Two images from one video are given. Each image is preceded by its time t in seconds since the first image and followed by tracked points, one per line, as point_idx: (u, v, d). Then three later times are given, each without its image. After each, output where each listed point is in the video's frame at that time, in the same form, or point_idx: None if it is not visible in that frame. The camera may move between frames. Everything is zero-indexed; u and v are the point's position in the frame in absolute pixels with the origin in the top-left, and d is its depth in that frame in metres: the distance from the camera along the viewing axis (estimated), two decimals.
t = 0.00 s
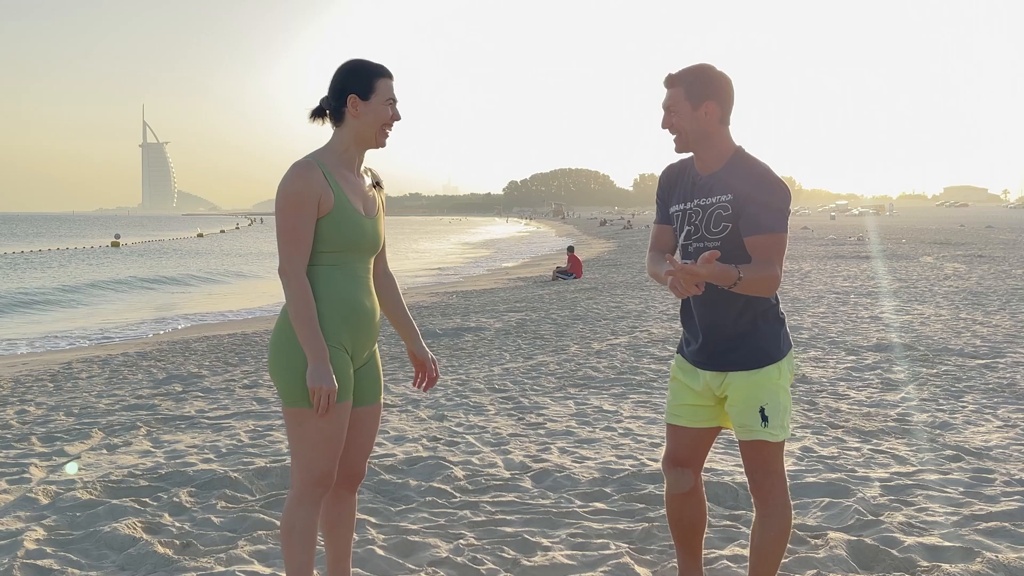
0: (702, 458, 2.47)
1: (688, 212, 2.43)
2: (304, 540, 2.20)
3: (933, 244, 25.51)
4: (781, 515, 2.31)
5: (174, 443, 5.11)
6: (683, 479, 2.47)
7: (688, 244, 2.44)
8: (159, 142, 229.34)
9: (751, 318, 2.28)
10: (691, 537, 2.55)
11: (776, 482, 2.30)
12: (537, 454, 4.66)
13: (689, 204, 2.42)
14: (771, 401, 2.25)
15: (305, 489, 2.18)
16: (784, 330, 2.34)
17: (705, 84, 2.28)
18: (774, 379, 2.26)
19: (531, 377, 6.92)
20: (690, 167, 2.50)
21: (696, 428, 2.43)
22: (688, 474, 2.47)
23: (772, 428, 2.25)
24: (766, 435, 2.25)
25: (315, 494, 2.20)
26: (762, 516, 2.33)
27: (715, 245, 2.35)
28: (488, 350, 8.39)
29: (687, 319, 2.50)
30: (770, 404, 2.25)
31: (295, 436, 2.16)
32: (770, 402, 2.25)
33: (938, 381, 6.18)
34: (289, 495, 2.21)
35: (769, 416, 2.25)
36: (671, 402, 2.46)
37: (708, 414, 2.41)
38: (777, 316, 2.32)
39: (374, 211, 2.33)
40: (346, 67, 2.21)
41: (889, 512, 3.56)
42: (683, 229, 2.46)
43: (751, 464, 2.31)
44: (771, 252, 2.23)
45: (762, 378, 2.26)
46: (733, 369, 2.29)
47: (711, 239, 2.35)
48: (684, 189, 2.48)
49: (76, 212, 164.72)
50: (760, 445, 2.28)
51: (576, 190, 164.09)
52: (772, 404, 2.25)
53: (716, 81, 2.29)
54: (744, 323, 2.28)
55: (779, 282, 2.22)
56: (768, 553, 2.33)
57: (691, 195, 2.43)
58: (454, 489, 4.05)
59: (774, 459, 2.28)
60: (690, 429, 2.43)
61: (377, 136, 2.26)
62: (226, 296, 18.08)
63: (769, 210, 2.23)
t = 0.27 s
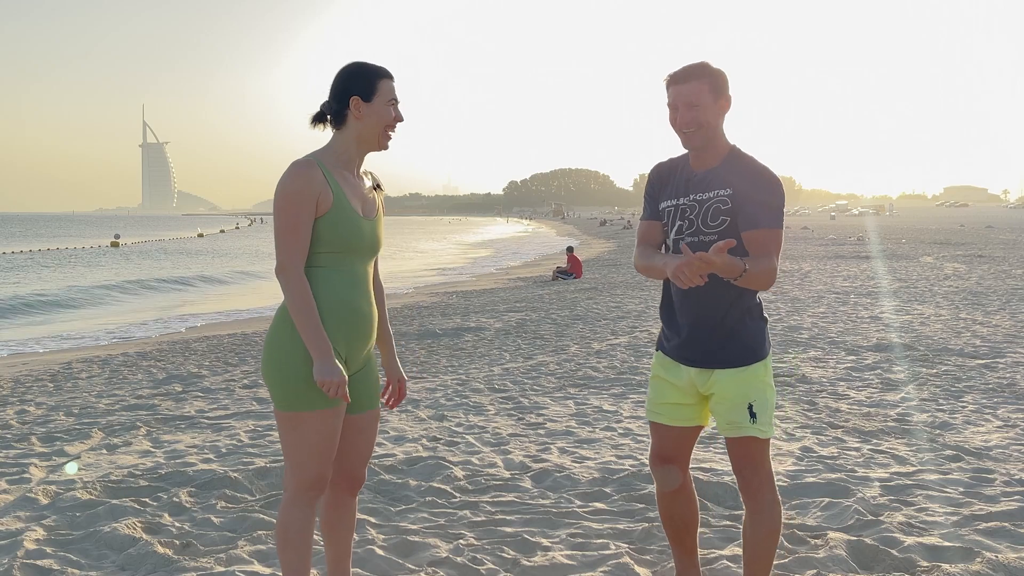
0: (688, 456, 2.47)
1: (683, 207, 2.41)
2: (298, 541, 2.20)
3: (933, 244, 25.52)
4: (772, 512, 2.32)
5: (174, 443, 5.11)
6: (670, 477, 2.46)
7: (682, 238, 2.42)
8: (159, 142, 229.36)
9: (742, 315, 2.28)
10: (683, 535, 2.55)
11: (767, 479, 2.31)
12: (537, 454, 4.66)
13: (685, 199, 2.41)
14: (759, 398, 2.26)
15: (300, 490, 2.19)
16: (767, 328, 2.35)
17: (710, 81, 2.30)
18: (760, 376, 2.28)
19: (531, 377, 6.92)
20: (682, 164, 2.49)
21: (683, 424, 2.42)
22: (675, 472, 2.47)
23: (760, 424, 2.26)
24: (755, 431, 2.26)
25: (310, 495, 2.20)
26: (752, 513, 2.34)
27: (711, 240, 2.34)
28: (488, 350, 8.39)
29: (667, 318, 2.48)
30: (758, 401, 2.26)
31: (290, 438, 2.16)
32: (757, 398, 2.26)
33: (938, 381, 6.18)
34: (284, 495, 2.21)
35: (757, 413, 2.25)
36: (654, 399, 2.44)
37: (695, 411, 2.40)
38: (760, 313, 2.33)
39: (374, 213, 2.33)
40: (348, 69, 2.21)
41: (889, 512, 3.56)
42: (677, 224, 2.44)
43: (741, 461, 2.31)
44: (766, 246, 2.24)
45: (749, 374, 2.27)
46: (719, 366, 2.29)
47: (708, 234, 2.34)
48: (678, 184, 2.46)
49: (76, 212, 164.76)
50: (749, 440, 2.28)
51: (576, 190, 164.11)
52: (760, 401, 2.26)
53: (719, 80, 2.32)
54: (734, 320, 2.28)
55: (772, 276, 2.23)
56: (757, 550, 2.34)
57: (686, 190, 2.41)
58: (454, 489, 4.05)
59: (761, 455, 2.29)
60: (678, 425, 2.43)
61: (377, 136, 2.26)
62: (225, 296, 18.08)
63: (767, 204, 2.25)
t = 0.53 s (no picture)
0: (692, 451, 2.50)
1: (677, 200, 2.40)
2: (302, 540, 2.21)
3: (933, 244, 25.53)
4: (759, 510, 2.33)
5: (174, 443, 5.11)
6: (675, 473, 2.47)
7: (677, 229, 2.38)
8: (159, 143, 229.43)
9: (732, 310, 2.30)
10: (686, 534, 2.56)
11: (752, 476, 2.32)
12: (537, 454, 4.66)
13: (683, 191, 2.39)
14: (743, 394, 2.27)
15: (304, 490, 2.19)
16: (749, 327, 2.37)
17: (727, 79, 2.36)
18: (745, 375, 2.30)
19: (531, 377, 6.93)
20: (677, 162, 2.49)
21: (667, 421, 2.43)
22: (680, 468, 2.48)
23: (744, 421, 2.27)
24: (738, 427, 2.27)
25: (314, 496, 2.20)
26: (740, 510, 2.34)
27: (710, 230, 2.32)
28: (488, 350, 8.40)
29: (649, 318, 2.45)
30: (742, 398, 2.27)
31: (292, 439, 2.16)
32: (742, 395, 2.28)
33: (938, 381, 6.18)
34: (287, 495, 2.21)
35: (741, 409, 2.27)
36: (638, 396, 2.45)
37: (680, 408, 2.41)
38: (742, 314, 2.35)
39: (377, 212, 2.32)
40: (347, 67, 2.21)
41: (889, 512, 3.56)
42: (669, 218, 2.41)
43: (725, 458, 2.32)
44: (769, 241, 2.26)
45: (734, 372, 2.28)
46: (704, 363, 2.30)
47: (708, 224, 2.32)
48: (675, 178, 2.45)
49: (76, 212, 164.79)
50: (733, 437, 2.30)
51: (576, 190, 164.14)
52: (745, 398, 2.28)
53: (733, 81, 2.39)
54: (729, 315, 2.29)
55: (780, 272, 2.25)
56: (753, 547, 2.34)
57: (685, 183, 2.40)
58: (454, 489, 4.05)
59: (746, 453, 2.31)
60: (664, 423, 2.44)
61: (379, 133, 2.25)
62: (225, 296, 18.08)
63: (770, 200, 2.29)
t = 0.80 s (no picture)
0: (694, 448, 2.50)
1: (676, 191, 2.42)
2: (308, 541, 2.21)
3: (933, 244, 25.53)
4: (754, 509, 2.33)
5: (174, 443, 5.11)
6: (677, 471, 2.47)
7: (674, 219, 2.38)
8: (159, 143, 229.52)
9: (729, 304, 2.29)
10: (687, 532, 2.56)
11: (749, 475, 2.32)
12: (537, 454, 4.66)
13: (680, 182, 2.41)
14: (741, 392, 2.27)
15: (309, 491, 2.19)
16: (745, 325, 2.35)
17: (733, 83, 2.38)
18: (743, 371, 2.29)
19: (531, 377, 6.93)
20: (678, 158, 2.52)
21: (667, 419, 2.43)
22: (682, 466, 2.48)
23: (741, 419, 2.27)
24: (735, 425, 2.26)
25: (319, 496, 2.20)
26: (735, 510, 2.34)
27: (706, 218, 2.32)
28: (488, 350, 8.40)
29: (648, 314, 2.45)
30: (739, 396, 2.27)
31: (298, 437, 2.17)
32: (739, 393, 2.26)
33: (938, 381, 6.18)
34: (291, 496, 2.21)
35: (737, 407, 2.26)
36: (637, 394, 2.44)
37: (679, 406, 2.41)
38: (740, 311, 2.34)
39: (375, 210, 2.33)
40: (340, 63, 2.21)
41: (889, 511, 3.56)
42: (666, 207, 2.43)
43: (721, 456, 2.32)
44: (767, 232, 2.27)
45: (731, 369, 2.28)
46: (703, 359, 2.30)
47: (703, 211, 2.32)
48: (673, 171, 2.48)
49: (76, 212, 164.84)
50: (730, 435, 2.29)
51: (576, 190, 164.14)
52: (742, 396, 2.27)
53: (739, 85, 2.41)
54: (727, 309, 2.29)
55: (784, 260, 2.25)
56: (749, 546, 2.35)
57: (683, 174, 2.43)
58: (454, 489, 4.05)
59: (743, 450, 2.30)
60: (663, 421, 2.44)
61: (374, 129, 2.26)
62: (225, 296, 18.07)
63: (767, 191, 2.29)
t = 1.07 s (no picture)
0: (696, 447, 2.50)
1: (679, 192, 2.44)
2: (309, 542, 2.22)
3: (933, 244, 25.53)
4: (750, 508, 2.33)
5: (174, 443, 5.11)
6: (677, 470, 2.48)
7: (677, 220, 2.40)
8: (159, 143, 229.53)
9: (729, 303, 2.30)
10: (688, 532, 2.56)
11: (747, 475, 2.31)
12: (537, 454, 4.65)
13: (682, 184, 2.43)
14: (739, 391, 2.26)
15: (308, 493, 2.19)
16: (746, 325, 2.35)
17: (732, 87, 2.37)
18: (743, 370, 2.28)
19: (531, 377, 6.92)
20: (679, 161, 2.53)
21: (667, 418, 2.44)
22: (682, 464, 2.49)
23: (740, 418, 2.26)
24: (733, 424, 2.25)
25: (319, 497, 2.21)
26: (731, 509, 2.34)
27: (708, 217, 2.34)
28: (488, 350, 8.39)
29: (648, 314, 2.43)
30: (738, 395, 2.26)
31: (298, 436, 2.17)
32: (738, 392, 2.26)
33: (938, 381, 6.18)
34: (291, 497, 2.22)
35: (736, 406, 2.25)
36: (639, 393, 2.45)
37: (680, 405, 2.41)
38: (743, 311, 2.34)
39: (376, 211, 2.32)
40: (340, 63, 2.20)
41: (889, 512, 3.56)
42: (669, 209, 2.44)
43: (718, 455, 2.31)
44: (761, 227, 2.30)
45: (730, 367, 2.27)
46: (703, 357, 2.30)
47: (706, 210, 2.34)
48: (675, 173, 2.49)
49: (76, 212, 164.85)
50: (729, 434, 2.29)
51: (576, 190, 164.11)
52: (741, 394, 2.26)
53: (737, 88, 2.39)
54: (730, 307, 2.29)
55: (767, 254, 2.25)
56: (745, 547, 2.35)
57: (685, 176, 2.45)
58: (454, 489, 4.05)
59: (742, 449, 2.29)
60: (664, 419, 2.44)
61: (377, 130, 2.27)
62: (224, 296, 18.05)
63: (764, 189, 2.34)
